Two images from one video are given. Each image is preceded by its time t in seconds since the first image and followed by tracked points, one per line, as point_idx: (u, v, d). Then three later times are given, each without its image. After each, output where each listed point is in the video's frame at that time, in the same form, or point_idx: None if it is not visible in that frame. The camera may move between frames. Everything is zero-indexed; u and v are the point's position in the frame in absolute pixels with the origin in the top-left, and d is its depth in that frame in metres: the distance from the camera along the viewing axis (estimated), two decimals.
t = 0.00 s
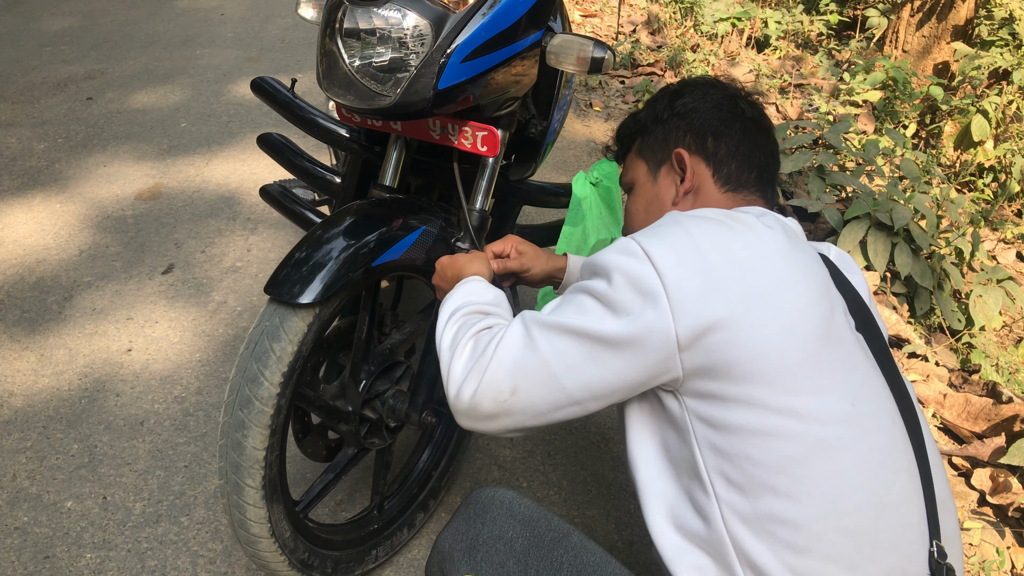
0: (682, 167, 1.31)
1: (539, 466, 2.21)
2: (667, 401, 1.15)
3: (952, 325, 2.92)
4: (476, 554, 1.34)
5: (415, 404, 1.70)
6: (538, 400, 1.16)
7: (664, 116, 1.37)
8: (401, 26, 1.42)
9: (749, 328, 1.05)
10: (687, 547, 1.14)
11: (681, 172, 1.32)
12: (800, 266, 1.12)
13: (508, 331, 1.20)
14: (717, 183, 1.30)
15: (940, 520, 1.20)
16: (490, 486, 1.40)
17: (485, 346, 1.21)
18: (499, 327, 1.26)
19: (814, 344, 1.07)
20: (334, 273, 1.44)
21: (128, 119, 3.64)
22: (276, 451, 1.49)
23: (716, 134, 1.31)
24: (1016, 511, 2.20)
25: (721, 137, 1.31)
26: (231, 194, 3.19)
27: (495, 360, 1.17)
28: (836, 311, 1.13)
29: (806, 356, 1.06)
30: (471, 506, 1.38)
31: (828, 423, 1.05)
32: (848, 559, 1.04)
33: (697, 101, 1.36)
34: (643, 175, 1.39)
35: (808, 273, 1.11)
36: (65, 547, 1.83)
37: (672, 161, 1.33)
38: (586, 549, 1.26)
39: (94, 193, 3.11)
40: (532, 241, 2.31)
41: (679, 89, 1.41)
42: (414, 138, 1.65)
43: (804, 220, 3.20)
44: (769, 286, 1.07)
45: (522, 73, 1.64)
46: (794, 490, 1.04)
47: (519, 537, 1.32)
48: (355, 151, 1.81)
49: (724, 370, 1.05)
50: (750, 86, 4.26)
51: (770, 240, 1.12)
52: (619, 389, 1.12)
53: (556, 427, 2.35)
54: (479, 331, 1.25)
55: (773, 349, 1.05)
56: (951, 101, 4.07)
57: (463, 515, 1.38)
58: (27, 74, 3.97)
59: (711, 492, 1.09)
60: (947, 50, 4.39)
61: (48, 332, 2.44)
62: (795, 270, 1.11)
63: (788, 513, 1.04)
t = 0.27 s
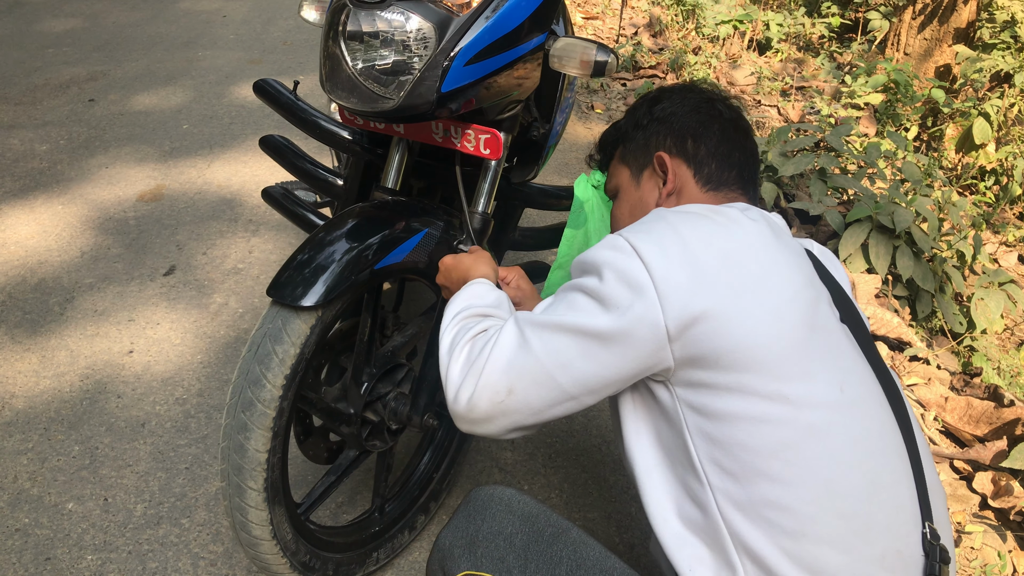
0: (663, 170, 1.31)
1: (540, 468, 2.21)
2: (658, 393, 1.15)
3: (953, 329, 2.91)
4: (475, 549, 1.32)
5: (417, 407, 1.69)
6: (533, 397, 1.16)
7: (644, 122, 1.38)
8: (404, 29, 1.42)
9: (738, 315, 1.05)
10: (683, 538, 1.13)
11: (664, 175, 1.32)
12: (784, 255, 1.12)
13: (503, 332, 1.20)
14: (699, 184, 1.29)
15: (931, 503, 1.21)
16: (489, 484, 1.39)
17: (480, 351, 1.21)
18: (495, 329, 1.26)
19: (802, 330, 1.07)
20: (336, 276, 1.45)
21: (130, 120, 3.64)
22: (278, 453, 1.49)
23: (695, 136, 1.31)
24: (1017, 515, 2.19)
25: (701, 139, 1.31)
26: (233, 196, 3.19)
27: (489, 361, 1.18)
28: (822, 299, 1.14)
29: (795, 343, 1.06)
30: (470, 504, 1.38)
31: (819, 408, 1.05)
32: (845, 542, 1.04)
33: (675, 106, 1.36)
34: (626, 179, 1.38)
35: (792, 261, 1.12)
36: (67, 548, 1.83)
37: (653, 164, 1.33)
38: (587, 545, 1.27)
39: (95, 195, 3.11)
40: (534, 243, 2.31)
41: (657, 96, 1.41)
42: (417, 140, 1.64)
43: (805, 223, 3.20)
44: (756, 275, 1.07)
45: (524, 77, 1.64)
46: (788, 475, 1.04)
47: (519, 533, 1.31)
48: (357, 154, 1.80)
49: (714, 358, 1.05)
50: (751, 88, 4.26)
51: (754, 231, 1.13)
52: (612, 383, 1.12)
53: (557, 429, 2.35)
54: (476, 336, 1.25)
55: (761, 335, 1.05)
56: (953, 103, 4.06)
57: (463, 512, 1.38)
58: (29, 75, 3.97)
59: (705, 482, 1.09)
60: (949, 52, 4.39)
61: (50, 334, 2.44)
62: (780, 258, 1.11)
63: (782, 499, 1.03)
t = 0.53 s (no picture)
0: (660, 177, 1.31)
1: (541, 470, 2.21)
2: (659, 401, 1.15)
3: (955, 331, 2.90)
4: None
5: (418, 408, 1.66)
6: (532, 404, 1.17)
7: (638, 127, 1.37)
8: (404, 30, 1.42)
9: (737, 320, 1.05)
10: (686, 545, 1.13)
11: (660, 182, 1.32)
12: (782, 260, 1.13)
13: (504, 340, 1.22)
14: (696, 190, 1.29)
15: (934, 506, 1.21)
16: (500, 512, 1.38)
17: (483, 358, 1.24)
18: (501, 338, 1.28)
19: (801, 334, 1.07)
20: (336, 277, 1.45)
21: (131, 121, 3.65)
22: (277, 454, 1.49)
23: (691, 141, 1.31)
24: (1018, 517, 2.19)
25: (697, 145, 1.30)
26: (233, 197, 3.19)
27: (490, 368, 1.20)
28: (819, 304, 1.14)
29: (794, 347, 1.06)
30: (480, 534, 1.37)
31: (820, 413, 1.05)
32: (848, 547, 1.03)
33: (669, 111, 1.36)
34: (621, 185, 1.38)
35: (789, 266, 1.12)
36: (67, 549, 1.84)
37: (650, 171, 1.33)
38: None
39: (97, 195, 3.12)
40: (534, 245, 2.31)
41: (650, 99, 1.40)
42: (416, 141, 1.64)
43: (806, 225, 3.19)
44: (754, 279, 1.07)
45: (525, 78, 1.65)
46: (791, 481, 1.03)
47: (533, 566, 1.31)
48: (358, 155, 1.81)
49: (714, 364, 1.05)
50: (753, 90, 4.27)
51: (751, 236, 1.13)
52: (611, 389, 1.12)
53: (558, 431, 2.34)
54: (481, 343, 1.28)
55: (761, 341, 1.05)
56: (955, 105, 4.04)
57: (474, 542, 1.36)
58: (31, 76, 3.98)
59: (708, 489, 1.09)
60: (950, 55, 4.38)
61: (51, 335, 2.45)
62: (778, 263, 1.11)
63: (785, 504, 1.03)
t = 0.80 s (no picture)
0: (663, 180, 1.30)
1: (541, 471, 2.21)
2: (667, 416, 1.15)
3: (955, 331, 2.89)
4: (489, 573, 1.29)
5: (416, 408, 1.67)
6: (571, 459, 1.16)
7: (641, 127, 1.37)
8: (403, 30, 1.42)
9: (748, 340, 1.05)
10: (692, 558, 1.14)
11: (663, 185, 1.31)
12: (790, 273, 1.12)
13: (529, 398, 1.22)
14: (699, 193, 1.29)
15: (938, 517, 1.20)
16: (503, 500, 1.35)
17: (513, 423, 1.23)
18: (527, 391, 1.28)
19: (810, 351, 1.07)
20: (334, 277, 1.45)
21: (132, 122, 3.65)
22: (276, 455, 1.48)
23: (694, 143, 1.31)
24: (1018, 519, 2.19)
25: (700, 146, 1.31)
26: (233, 198, 3.19)
27: (522, 433, 1.20)
28: (828, 315, 1.13)
29: (803, 365, 1.06)
30: (482, 522, 1.34)
31: (829, 431, 1.05)
32: (856, 564, 1.05)
33: (672, 110, 1.36)
34: (623, 186, 1.38)
35: (798, 279, 1.11)
36: (66, 550, 1.84)
37: (652, 173, 1.31)
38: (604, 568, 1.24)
39: (97, 196, 3.12)
40: (535, 245, 2.31)
41: (652, 96, 1.40)
42: (416, 142, 1.64)
43: (807, 225, 3.19)
44: (763, 297, 1.07)
45: (524, 78, 1.65)
46: (800, 501, 1.04)
47: (534, 556, 1.28)
48: (358, 156, 1.81)
49: (724, 384, 1.05)
50: (754, 91, 4.27)
51: (760, 250, 1.12)
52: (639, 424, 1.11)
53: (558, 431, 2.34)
54: (509, 409, 1.26)
55: (771, 361, 1.05)
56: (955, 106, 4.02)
57: (475, 532, 1.33)
58: (32, 77, 3.99)
59: (714, 506, 1.09)
60: (951, 56, 4.37)
61: (51, 335, 2.45)
62: (787, 277, 1.10)
63: (794, 524, 1.04)
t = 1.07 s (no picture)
0: (661, 179, 1.30)
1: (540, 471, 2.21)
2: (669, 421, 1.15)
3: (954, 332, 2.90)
4: None
5: (414, 408, 1.64)
6: (587, 473, 1.16)
7: (641, 125, 1.36)
8: (401, 30, 1.42)
9: (753, 344, 1.04)
10: (697, 561, 1.15)
11: (661, 185, 1.31)
12: (792, 275, 1.11)
13: (536, 416, 1.22)
14: (698, 195, 1.29)
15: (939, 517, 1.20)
16: (505, 503, 1.25)
17: (524, 443, 1.23)
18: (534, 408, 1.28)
19: (815, 354, 1.07)
20: (332, 277, 1.44)
21: (131, 122, 3.65)
22: (274, 455, 1.48)
23: (695, 144, 1.31)
24: (1017, 519, 2.19)
25: (701, 147, 1.30)
26: (232, 198, 3.19)
27: (533, 451, 1.20)
28: (831, 316, 1.13)
29: (808, 367, 1.06)
30: (485, 525, 1.26)
31: (834, 433, 1.05)
32: (861, 566, 1.05)
33: (674, 109, 1.35)
34: (621, 183, 1.38)
35: (800, 280, 1.11)
36: (64, 550, 1.83)
37: (652, 172, 1.32)
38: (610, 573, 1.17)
39: (95, 196, 3.12)
40: (533, 245, 2.31)
41: (655, 94, 1.39)
42: (414, 142, 1.64)
43: (806, 225, 3.19)
44: (766, 300, 1.06)
45: (522, 78, 1.64)
46: (805, 504, 1.05)
47: (538, 561, 1.21)
48: (356, 156, 1.80)
49: (728, 389, 1.05)
50: (753, 91, 4.27)
51: (762, 252, 1.12)
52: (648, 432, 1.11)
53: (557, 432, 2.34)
54: (517, 430, 1.27)
55: (776, 365, 1.04)
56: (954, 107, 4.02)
57: (477, 535, 1.26)
58: (31, 77, 3.99)
59: (719, 510, 1.09)
60: (950, 56, 4.37)
61: (49, 335, 2.45)
62: (789, 279, 1.10)
63: (800, 527, 1.05)
